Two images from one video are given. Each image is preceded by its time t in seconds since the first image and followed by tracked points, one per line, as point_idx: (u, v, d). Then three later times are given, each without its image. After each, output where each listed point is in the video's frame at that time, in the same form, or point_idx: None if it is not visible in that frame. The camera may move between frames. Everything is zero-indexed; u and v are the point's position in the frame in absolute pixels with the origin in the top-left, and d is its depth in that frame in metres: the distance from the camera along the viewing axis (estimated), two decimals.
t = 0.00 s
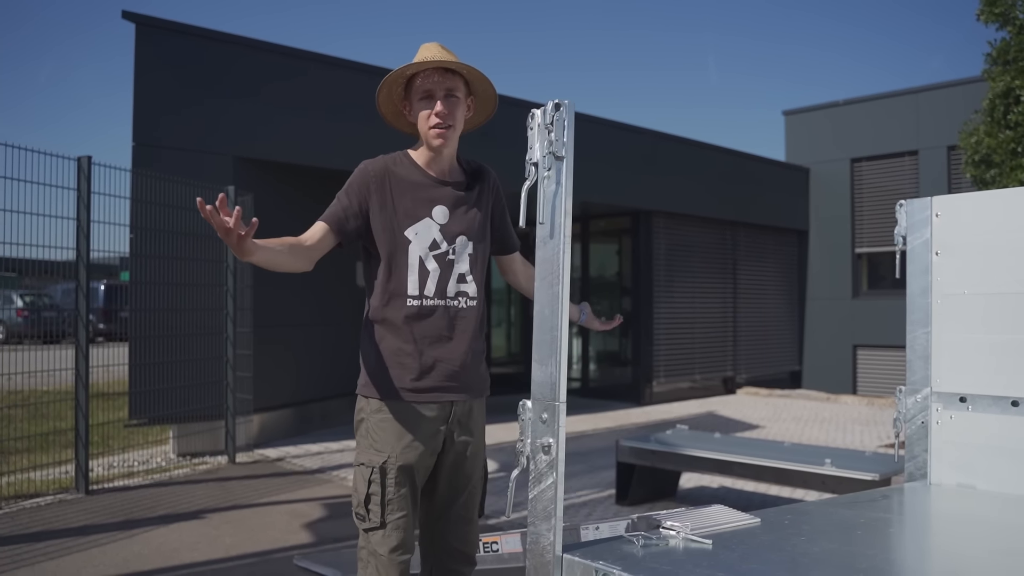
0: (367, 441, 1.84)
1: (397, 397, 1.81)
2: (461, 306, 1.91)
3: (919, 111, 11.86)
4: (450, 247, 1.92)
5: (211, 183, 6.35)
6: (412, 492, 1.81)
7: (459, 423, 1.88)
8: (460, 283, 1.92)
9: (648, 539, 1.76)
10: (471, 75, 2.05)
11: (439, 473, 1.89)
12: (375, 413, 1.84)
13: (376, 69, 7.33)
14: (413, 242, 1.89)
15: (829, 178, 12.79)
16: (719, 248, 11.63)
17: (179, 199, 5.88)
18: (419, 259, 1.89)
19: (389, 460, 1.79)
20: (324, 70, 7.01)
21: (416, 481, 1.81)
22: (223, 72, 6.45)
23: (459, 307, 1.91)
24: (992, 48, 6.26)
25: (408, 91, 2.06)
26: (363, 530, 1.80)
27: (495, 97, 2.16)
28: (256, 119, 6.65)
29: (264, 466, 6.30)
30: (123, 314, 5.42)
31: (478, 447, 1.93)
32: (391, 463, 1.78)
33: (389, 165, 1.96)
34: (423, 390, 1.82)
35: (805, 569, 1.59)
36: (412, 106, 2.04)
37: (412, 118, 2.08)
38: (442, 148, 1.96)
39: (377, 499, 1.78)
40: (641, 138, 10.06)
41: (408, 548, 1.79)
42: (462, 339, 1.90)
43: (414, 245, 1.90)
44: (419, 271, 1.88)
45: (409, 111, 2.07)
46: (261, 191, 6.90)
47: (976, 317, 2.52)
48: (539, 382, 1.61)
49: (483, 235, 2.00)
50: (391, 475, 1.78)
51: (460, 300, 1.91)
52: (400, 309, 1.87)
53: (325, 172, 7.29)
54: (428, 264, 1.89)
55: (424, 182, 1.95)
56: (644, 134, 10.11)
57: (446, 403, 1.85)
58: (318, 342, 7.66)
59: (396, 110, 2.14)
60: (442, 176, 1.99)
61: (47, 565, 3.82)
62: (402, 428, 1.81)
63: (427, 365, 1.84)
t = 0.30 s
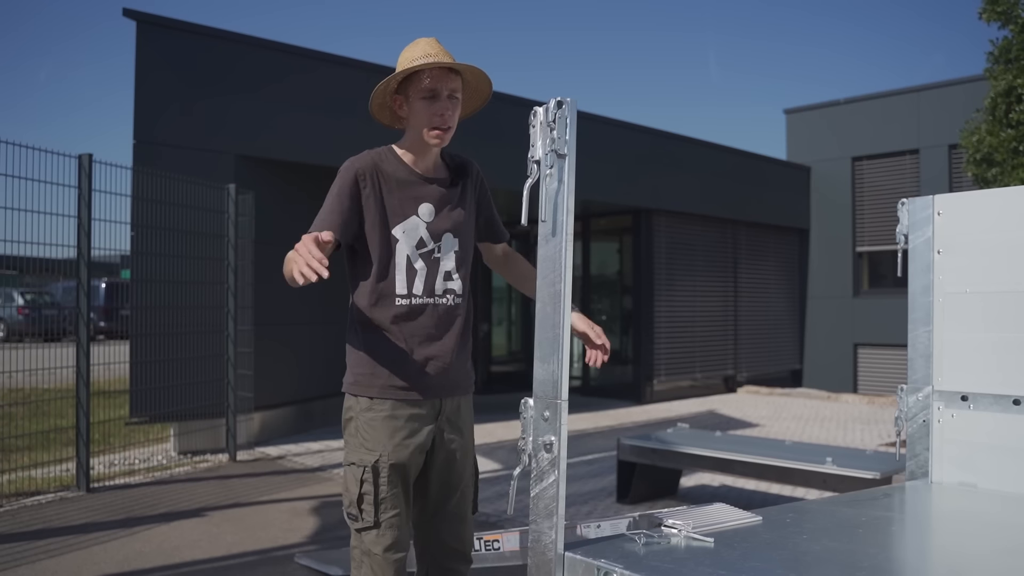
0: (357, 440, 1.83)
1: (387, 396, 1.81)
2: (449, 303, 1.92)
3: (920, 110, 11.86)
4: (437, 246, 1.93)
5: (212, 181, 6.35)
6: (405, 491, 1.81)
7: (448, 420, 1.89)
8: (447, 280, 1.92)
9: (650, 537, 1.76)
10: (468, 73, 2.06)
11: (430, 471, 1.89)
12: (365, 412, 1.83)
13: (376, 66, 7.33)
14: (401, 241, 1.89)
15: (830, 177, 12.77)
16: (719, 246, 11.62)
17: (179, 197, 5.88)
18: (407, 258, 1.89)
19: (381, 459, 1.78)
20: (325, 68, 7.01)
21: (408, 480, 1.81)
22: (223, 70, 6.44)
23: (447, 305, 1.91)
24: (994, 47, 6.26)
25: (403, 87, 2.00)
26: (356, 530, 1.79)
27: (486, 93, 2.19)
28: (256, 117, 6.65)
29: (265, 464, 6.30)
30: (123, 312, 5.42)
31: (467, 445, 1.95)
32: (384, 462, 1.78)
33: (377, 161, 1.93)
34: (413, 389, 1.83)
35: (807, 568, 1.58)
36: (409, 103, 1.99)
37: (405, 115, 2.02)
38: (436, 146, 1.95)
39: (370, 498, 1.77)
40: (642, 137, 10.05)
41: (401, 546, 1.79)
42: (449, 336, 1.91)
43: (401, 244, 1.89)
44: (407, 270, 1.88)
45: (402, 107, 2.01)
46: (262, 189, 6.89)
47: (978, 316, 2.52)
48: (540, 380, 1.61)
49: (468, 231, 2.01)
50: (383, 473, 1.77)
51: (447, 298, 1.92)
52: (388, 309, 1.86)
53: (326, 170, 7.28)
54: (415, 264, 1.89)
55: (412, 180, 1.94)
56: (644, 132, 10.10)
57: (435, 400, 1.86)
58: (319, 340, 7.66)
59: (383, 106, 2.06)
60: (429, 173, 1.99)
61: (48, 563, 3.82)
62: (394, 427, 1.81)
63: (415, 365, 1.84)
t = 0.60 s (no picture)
0: (331, 443, 1.80)
1: (363, 397, 1.79)
2: (425, 301, 1.94)
3: (920, 109, 11.86)
4: (417, 242, 1.93)
5: (213, 179, 6.35)
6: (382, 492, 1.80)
7: (422, 420, 1.90)
8: (425, 277, 1.93)
9: (650, 536, 1.76)
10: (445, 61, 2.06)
11: (407, 471, 1.90)
12: (340, 413, 1.80)
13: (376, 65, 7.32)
14: (383, 235, 1.87)
15: (830, 176, 12.77)
16: (719, 245, 11.62)
17: (180, 195, 5.88)
18: (389, 252, 1.87)
19: (358, 461, 1.75)
20: (325, 65, 7.00)
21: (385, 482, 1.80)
22: (222, 69, 6.43)
23: (424, 303, 1.93)
24: (995, 47, 6.26)
25: (380, 80, 1.98)
26: (334, 533, 1.77)
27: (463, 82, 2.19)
28: (257, 115, 6.65)
29: (265, 462, 6.30)
30: (123, 310, 5.41)
31: (443, 445, 1.95)
32: (361, 465, 1.75)
33: (362, 151, 1.91)
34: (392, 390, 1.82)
35: (807, 566, 1.58)
36: (387, 96, 1.97)
37: (383, 109, 1.99)
38: (416, 140, 1.98)
39: (348, 501, 1.74)
40: (642, 136, 10.05)
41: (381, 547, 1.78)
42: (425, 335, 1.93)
43: (384, 237, 1.88)
44: (388, 264, 1.87)
45: (378, 100, 1.99)
46: (262, 187, 6.88)
47: (979, 315, 2.52)
48: (541, 378, 1.61)
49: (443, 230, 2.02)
50: (361, 476, 1.75)
51: (424, 296, 1.93)
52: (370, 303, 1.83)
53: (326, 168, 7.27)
54: (396, 258, 1.88)
55: (396, 173, 1.94)
56: (645, 131, 10.09)
57: (413, 400, 1.87)
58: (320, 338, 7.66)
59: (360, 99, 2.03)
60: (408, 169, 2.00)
61: (48, 561, 3.82)
62: (371, 429, 1.79)
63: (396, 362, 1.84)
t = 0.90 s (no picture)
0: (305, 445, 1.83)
1: (326, 399, 1.79)
2: (388, 304, 1.84)
3: (920, 107, 11.86)
4: (379, 242, 1.86)
5: (213, 178, 6.35)
6: (356, 495, 1.81)
7: (398, 419, 1.83)
8: (387, 279, 1.85)
9: (651, 535, 1.76)
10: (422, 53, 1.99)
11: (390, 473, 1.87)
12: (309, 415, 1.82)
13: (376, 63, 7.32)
14: (339, 234, 1.84)
15: (831, 175, 12.76)
16: (719, 243, 11.62)
17: (181, 194, 5.88)
18: (345, 252, 1.83)
19: (323, 464, 1.77)
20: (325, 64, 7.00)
21: (357, 485, 1.80)
22: (221, 67, 6.42)
23: (388, 306, 1.84)
24: (994, 46, 6.26)
25: (351, 69, 1.94)
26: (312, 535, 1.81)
27: (443, 81, 2.11)
28: (257, 114, 6.64)
29: (265, 461, 6.29)
30: (123, 309, 5.40)
31: (429, 441, 1.84)
32: (326, 467, 1.77)
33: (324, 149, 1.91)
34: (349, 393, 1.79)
35: (808, 565, 1.58)
36: (358, 85, 1.92)
37: (357, 99, 1.97)
38: (390, 131, 1.88)
39: (317, 504, 1.78)
40: (642, 135, 10.05)
41: (357, 550, 1.80)
42: (393, 339, 1.84)
43: (339, 237, 1.84)
44: (343, 265, 1.82)
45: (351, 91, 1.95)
46: (263, 186, 6.87)
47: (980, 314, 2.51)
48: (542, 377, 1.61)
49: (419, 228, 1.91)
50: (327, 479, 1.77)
51: (386, 298, 1.84)
52: (325, 305, 1.82)
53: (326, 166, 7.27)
54: (354, 258, 1.83)
55: (361, 170, 1.89)
56: (645, 129, 10.09)
57: (382, 402, 1.81)
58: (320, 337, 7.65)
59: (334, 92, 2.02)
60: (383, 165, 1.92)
61: (47, 561, 3.81)
62: (336, 431, 1.78)
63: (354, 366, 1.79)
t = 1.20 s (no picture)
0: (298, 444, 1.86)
1: (314, 398, 1.82)
2: (377, 303, 1.83)
3: (920, 106, 11.85)
4: (369, 238, 1.85)
5: (214, 177, 6.35)
6: (345, 495, 1.82)
7: (385, 417, 1.80)
8: (376, 277, 1.83)
9: (653, 534, 1.76)
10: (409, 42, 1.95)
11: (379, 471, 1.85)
12: (300, 414, 1.85)
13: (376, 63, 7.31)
14: (328, 231, 1.86)
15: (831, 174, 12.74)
16: (719, 243, 11.61)
17: (181, 193, 5.88)
18: (332, 250, 1.85)
19: (310, 465, 1.79)
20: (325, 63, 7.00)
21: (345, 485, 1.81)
22: (221, 67, 6.42)
23: (376, 305, 1.83)
24: (995, 45, 6.25)
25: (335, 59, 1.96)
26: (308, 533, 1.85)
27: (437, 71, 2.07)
28: (258, 113, 6.64)
29: (265, 460, 6.29)
30: (123, 308, 5.40)
31: (410, 440, 1.79)
32: (312, 468, 1.79)
33: (319, 144, 1.94)
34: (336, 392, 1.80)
35: (810, 565, 1.58)
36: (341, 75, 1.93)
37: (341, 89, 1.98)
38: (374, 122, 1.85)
39: (307, 504, 1.81)
40: (643, 134, 10.04)
41: (349, 550, 1.82)
42: (382, 338, 1.82)
43: (328, 234, 1.86)
44: (331, 264, 1.84)
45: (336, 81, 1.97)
46: (264, 185, 6.87)
47: (981, 313, 2.51)
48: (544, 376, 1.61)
49: (413, 225, 1.88)
50: (314, 480, 1.79)
51: (375, 297, 1.83)
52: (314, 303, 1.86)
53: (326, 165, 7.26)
54: (341, 256, 1.84)
55: (352, 164, 1.89)
56: (645, 128, 10.08)
57: (368, 400, 1.78)
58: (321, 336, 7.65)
59: (326, 83, 2.05)
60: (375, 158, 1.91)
61: (48, 560, 3.81)
62: (323, 432, 1.80)
63: (340, 364, 1.80)
